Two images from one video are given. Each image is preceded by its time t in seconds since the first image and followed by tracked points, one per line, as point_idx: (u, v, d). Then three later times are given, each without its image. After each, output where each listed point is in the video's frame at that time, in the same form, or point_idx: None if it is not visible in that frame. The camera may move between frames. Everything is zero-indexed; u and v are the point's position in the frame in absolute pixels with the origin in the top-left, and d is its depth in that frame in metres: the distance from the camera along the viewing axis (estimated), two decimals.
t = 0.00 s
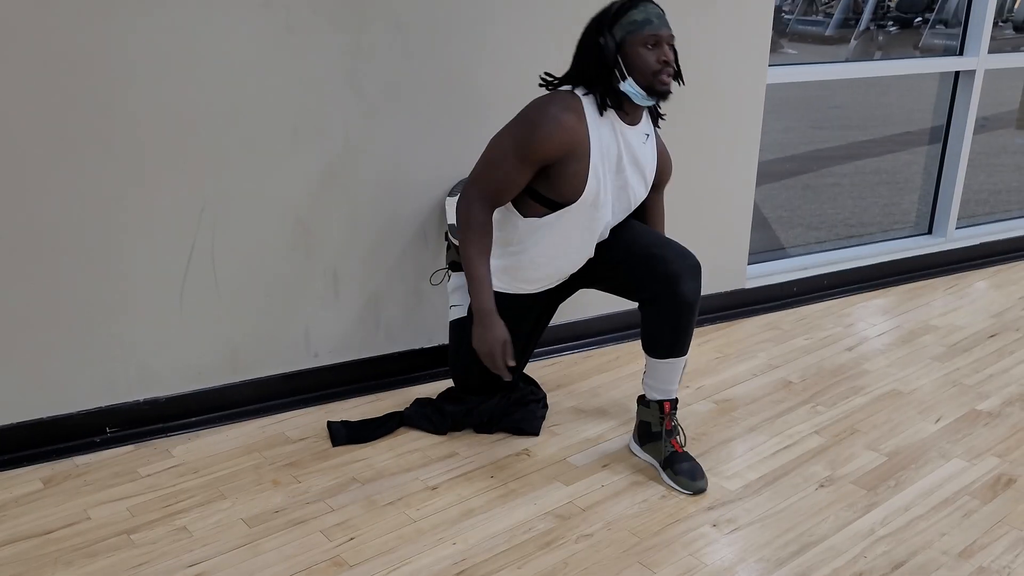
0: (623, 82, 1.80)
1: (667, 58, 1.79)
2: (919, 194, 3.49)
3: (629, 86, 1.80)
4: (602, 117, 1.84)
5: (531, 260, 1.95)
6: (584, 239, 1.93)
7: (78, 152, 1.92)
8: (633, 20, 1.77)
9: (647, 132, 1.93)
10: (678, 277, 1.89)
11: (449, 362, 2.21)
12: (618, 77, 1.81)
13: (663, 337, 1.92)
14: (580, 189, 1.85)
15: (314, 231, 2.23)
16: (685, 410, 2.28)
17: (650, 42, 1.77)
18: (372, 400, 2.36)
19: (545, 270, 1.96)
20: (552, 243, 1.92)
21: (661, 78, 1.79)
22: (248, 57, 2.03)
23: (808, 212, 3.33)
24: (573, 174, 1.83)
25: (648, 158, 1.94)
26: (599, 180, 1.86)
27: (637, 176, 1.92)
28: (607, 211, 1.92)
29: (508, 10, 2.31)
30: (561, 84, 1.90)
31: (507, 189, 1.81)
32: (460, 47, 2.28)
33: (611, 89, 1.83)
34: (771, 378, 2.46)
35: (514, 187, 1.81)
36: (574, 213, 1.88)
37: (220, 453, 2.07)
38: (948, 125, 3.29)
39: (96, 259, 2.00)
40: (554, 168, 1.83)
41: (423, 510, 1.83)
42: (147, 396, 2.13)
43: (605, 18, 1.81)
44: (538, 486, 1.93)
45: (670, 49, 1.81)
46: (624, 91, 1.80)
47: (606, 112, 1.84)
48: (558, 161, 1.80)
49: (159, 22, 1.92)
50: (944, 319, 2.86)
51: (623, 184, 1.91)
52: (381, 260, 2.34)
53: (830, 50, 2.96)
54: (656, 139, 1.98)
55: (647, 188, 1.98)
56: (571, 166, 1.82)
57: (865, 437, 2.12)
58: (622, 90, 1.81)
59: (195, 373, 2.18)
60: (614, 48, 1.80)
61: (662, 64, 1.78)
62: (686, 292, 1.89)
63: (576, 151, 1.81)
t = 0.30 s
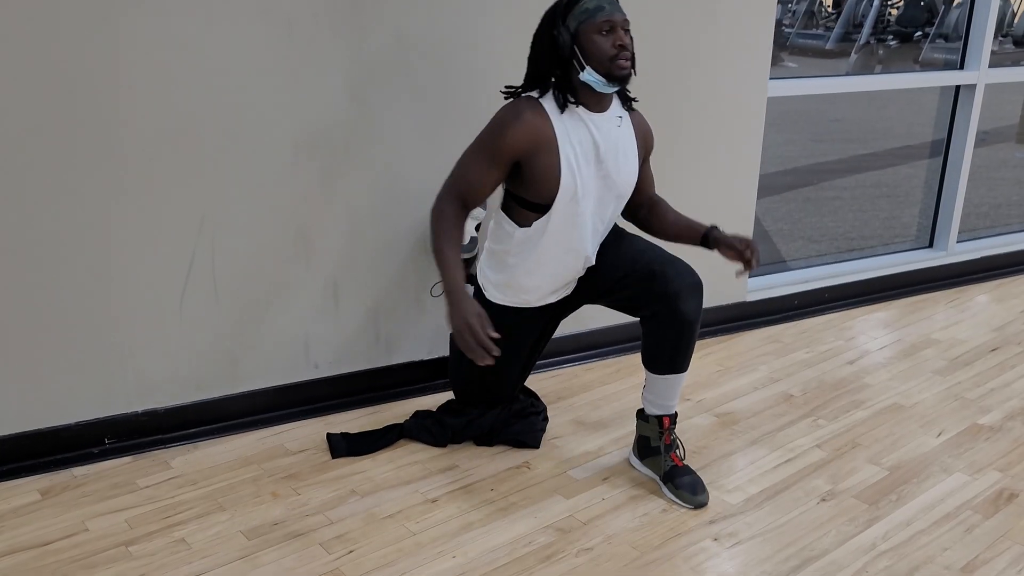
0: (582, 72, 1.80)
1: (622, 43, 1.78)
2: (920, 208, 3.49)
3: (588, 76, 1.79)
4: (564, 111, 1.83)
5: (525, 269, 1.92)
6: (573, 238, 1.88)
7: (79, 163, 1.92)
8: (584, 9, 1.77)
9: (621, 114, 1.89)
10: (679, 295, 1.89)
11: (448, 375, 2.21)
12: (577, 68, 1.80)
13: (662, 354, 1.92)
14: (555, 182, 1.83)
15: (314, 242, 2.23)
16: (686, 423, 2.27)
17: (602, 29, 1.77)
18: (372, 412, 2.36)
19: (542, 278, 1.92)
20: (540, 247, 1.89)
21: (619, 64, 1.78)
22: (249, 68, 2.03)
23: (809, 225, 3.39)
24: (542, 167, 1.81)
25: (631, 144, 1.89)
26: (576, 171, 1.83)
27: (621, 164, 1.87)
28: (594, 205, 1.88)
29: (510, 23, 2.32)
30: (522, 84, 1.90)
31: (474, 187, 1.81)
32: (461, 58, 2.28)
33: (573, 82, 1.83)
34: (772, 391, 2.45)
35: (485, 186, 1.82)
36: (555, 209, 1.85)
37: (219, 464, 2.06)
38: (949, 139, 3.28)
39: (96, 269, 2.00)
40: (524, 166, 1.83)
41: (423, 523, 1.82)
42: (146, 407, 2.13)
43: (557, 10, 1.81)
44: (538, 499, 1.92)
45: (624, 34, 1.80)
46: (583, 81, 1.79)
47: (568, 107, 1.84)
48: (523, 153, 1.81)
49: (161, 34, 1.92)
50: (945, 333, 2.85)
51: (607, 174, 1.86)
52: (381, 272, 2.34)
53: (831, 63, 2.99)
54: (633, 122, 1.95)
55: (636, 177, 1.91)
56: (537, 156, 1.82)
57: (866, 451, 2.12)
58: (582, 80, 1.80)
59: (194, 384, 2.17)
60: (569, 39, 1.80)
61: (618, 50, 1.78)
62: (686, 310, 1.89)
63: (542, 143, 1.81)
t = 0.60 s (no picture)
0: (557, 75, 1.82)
1: (598, 50, 1.80)
2: (920, 224, 3.49)
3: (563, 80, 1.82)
4: (539, 112, 1.85)
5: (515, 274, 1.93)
6: (558, 238, 1.88)
7: (82, 174, 1.93)
8: (562, 14, 1.79)
9: (599, 114, 1.90)
10: (685, 308, 1.88)
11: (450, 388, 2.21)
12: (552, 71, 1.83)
13: (669, 366, 1.92)
14: (533, 182, 1.84)
15: (316, 253, 2.23)
16: (686, 437, 2.27)
17: (578, 35, 1.79)
18: (372, 424, 2.35)
19: (533, 282, 1.92)
20: (530, 246, 1.89)
21: (593, 70, 1.80)
22: (252, 80, 2.05)
23: (808, 241, 3.33)
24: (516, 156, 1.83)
25: (610, 140, 1.90)
26: (554, 169, 1.83)
27: (602, 160, 1.86)
28: (577, 204, 1.87)
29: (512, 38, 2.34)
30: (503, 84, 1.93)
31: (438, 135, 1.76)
32: (463, 73, 2.30)
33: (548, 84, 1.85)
34: (772, 407, 2.45)
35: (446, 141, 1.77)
36: (536, 209, 1.85)
37: (219, 476, 2.06)
38: (949, 156, 3.31)
39: (98, 279, 2.00)
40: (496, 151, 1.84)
41: (422, 536, 1.82)
42: (146, 418, 2.13)
43: (536, 13, 1.83)
44: (538, 513, 1.91)
45: (602, 42, 1.82)
46: (558, 85, 1.82)
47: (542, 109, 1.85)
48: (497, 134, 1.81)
49: (166, 47, 1.94)
50: (946, 349, 2.85)
51: (587, 171, 1.85)
52: (381, 283, 2.34)
53: (832, 79, 3.01)
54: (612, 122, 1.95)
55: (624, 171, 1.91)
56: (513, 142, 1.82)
57: (866, 467, 2.11)
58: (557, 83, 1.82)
59: (194, 395, 2.17)
60: (545, 43, 1.82)
61: (592, 57, 1.80)
62: (692, 323, 1.89)
63: (517, 131, 1.82)
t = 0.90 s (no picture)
0: (573, 89, 1.83)
1: (616, 67, 1.81)
2: (924, 239, 3.48)
3: (579, 93, 1.82)
4: (559, 123, 1.84)
5: (519, 279, 1.93)
6: (563, 246, 1.88)
7: (89, 183, 1.94)
8: (582, 28, 1.81)
9: (611, 127, 1.91)
10: (693, 324, 1.88)
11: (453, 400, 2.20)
12: (568, 85, 1.84)
13: (674, 382, 1.91)
14: (539, 189, 1.84)
15: (320, 263, 2.24)
16: (689, 450, 2.27)
17: (597, 51, 1.80)
18: (375, 434, 2.35)
19: (535, 289, 1.93)
20: (535, 252, 1.90)
21: (610, 86, 1.81)
22: (259, 91, 2.06)
23: (810, 255, 3.28)
24: (525, 150, 1.81)
25: (619, 154, 1.89)
26: (562, 178, 1.82)
27: (610, 173, 1.86)
28: (583, 214, 1.87)
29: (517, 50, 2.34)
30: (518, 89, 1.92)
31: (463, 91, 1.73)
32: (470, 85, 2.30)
33: (563, 97, 1.86)
34: (776, 420, 2.45)
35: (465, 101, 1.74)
36: (541, 216, 1.85)
37: (221, 485, 2.06)
38: (953, 170, 3.33)
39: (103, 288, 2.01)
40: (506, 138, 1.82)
41: (424, 547, 1.81)
42: (149, 427, 2.13)
43: (556, 26, 1.85)
44: (541, 525, 1.91)
45: (620, 59, 1.83)
46: (574, 98, 1.82)
47: (563, 121, 1.85)
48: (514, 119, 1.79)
49: (174, 57, 1.95)
50: (949, 363, 2.85)
51: (595, 183, 1.85)
52: (385, 293, 2.34)
53: (835, 92, 3.02)
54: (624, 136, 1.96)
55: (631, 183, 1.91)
56: (527, 136, 1.80)
57: (869, 481, 2.11)
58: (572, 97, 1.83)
59: (198, 404, 2.17)
60: (563, 56, 1.83)
61: (610, 72, 1.81)
62: (699, 339, 1.88)
63: (532, 132, 1.81)
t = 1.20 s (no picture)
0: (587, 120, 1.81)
1: (636, 117, 1.80)
2: (925, 252, 3.48)
3: (593, 127, 1.81)
4: (577, 147, 1.82)
5: (520, 285, 1.93)
6: (566, 256, 1.88)
7: (92, 194, 1.95)
8: (615, 70, 1.75)
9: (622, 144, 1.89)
10: (697, 339, 1.88)
11: (456, 412, 2.20)
12: (584, 116, 1.81)
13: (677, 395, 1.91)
14: (546, 199, 1.83)
15: (323, 274, 2.24)
16: (689, 463, 2.26)
17: (624, 99, 1.77)
18: (376, 445, 2.35)
19: (536, 296, 1.93)
20: (537, 260, 1.89)
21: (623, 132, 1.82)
22: (263, 102, 2.07)
23: (812, 267, 3.29)
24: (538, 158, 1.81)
25: (628, 170, 1.88)
26: (569, 190, 1.81)
27: (618, 189, 1.84)
28: (588, 227, 1.86)
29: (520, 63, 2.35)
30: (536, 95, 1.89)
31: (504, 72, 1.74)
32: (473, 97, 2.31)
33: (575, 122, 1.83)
34: (777, 433, 2.45)
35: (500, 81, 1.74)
36: (546, 225, 1.85)
37: (222, 496, 2.06)
38: (954, 184, 3.33)
39: (105, 298, 2.01)
40: (523, 136, 1.82)
41: (425, 559, 1.81)
42: (150, 437, 2.13)
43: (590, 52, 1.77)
44: (541, 538, 1.91)
45: (642, 106, 1.81)
46: (586, 129, 1.82)
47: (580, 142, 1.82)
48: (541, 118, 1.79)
49: (178, 69, 1.96)
50: (951, 377, 2.84)
51: (602, 198, 1.83)
52: (387, 304, 2.35)
53: (837, 105, 3.03)
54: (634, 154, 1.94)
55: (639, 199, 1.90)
56: (544, 139, 1.80)
57: (870, 495, 2.10)
58: (585, 129, 1.82)
59: (199, 414, 2.18)
60: (588, 87, 1.78)
61: (628, 121, 1.80)
62: (704, 353, 1.88)
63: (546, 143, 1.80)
